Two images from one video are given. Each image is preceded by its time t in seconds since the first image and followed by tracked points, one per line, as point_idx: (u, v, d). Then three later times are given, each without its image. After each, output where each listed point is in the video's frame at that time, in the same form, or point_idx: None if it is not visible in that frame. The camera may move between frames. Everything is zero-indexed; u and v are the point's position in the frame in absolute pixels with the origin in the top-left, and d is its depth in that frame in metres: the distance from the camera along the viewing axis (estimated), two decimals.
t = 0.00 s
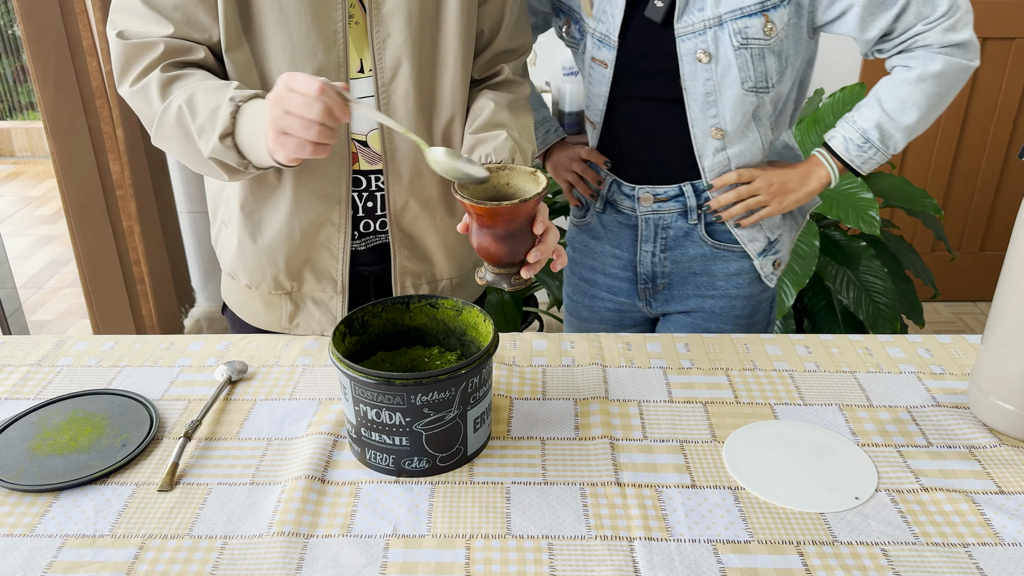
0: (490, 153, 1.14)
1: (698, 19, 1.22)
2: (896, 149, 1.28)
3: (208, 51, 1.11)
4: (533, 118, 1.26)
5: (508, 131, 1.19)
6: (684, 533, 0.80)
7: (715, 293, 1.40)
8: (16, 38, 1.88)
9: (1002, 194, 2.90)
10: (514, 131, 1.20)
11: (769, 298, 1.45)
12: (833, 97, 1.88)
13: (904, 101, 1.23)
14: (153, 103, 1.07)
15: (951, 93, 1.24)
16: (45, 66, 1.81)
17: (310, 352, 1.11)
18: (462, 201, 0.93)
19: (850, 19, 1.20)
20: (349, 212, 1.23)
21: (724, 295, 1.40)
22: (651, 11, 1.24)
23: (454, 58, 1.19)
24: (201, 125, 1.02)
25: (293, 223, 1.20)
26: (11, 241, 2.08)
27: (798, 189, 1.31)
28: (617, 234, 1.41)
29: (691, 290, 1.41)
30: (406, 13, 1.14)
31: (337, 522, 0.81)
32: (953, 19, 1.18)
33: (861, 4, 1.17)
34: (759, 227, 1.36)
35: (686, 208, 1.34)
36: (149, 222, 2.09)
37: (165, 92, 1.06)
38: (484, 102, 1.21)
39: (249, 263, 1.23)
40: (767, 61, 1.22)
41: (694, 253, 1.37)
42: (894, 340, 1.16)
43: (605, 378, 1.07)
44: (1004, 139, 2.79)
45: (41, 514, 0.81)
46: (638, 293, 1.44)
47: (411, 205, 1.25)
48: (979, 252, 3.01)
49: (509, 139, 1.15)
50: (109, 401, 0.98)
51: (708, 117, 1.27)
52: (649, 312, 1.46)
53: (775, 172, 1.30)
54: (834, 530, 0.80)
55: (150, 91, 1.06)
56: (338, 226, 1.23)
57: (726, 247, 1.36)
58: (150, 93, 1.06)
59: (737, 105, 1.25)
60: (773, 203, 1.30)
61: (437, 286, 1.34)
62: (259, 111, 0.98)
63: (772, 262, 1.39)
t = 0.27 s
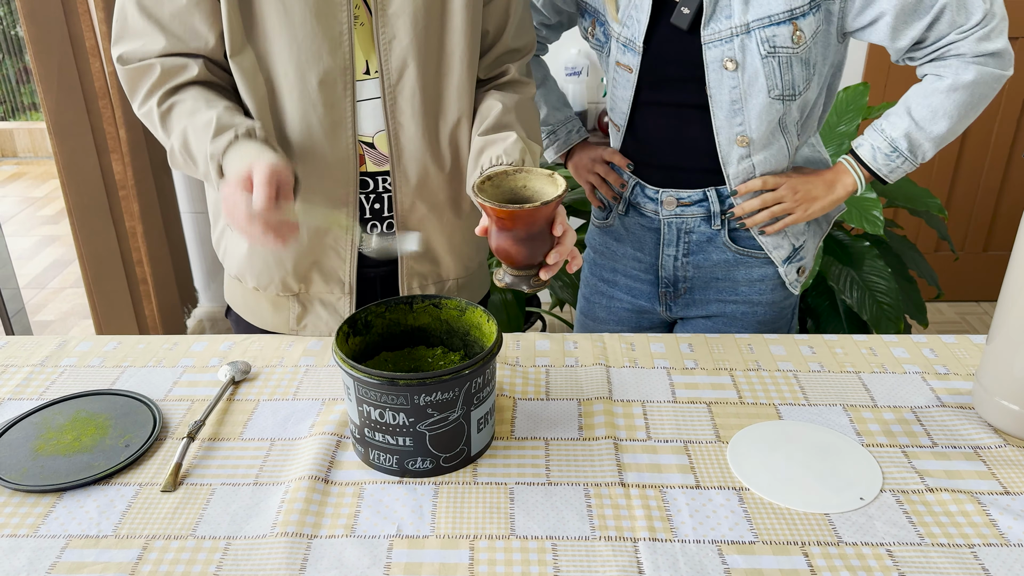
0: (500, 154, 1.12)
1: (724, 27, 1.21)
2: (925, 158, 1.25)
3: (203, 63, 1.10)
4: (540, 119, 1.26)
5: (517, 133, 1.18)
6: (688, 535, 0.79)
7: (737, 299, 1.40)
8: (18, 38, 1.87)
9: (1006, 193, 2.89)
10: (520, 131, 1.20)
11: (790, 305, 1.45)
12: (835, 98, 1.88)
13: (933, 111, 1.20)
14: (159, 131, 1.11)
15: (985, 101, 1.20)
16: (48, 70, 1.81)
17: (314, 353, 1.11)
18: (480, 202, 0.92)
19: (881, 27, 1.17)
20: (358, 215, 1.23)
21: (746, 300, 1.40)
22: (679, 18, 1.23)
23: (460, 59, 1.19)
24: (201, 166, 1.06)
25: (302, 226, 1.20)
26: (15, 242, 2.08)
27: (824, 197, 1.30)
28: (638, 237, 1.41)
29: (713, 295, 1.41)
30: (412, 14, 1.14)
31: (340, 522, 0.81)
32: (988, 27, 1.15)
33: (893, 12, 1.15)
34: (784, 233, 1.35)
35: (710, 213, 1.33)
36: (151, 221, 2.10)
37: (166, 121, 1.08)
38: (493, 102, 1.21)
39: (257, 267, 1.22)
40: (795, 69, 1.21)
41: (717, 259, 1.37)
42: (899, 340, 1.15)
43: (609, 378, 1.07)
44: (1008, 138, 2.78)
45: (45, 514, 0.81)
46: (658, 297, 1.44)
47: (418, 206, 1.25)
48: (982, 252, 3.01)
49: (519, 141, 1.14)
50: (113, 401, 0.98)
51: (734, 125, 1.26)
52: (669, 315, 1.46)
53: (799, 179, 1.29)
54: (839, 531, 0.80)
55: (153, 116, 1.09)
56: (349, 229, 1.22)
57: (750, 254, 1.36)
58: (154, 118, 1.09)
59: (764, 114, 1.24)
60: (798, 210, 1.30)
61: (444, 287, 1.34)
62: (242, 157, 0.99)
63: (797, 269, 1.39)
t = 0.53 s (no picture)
0: (500, 156, 1.12)
1: (724, 26, 1.21)
2: (923, 158, 1.26)
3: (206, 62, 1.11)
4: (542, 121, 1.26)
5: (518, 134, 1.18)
6: (691, 536, 0.79)
7: (735, 302, 1.40)
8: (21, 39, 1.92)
9: (1009, 193, 2.88)
10: (522, 132, 1.19)
11: (789, 308, 1.45)
12: (839, 97, 1.88)
13: (932, 111, 1.21)
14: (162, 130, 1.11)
15: (982, 100, 1.21)
16: (52, 72, 1.79)
17: (316, 354, 1.11)
18: (476, 207, 0.92)
19: (880, 28, 1.17)
20: (359, 215, 1.22)
21: (745, 302, 1.40)
22: (678, 16, 1.23)
23: (462, 60, 1.19)
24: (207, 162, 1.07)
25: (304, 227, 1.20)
26: (17, 243, 2.08)
27: (822, 198, 1.30)
28: (637, 239, 1.40)
29: (711, 299, 1.40)
30: (413, 15, 1.14)
31: (342, 525, 0.80)
32: (986, 27, 1.16)
33: (893, 13, 1.15)
34: (782, 235, 1.35)
35: (708, 215, 1.33)
36: (154, 222, 2.13)
37: (170, 119, 1.09)
38: (494, 103, 1.21)
39: (260, 267, 1.22)
40: (793, 69, 1.21)
41: (716, 261, 1.36)
42: (903, 341, 1.15)
43: (612, 379, 1.07)
44: (1011, 137, 2.78)
45: (46, 516, 0.80)
46: (656, 299, 1.43)
47: (420, 208, 1.25)
48: (986, 252, 3.00)
49: (520, 141, 1.14)
50: (114, 403, 0.98)
51: (733, 125, 1.26)
52: (666, 318, 1.45)
53: (798, 181, 1.29)
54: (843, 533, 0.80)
55: (156, 117, 1.10)
56: (352, 231, 1.22)
57: (748, 255, 1.35)
58: (157, 121, 1.10)
59: (763, 114, 1.24)
60: (797, 211, 1.30)
61: (447, 288, 1.34)
62: (252, 146, 1.01)
63: (795, 271, 1.39)
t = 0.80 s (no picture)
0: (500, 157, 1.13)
1: (704, 23, 1.21)
2: (902, 153, 1.26)
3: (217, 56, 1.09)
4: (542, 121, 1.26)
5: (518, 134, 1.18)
6: (694, 539, 0.79)
7: (719, 298, 1.40)
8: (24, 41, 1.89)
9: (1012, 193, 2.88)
10: (522, 133, 1.19)
11: (772, 304, 1.45)
12: (841, 97, 1.87)
13: (910, 105, 1.22)
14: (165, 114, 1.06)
15: (958, 97, 1.23)
16: (53, 74, 1.80)
17: (318, 355, 1.11)
18: (474, 203, 0.92)
19: (859, 23, 1.19)
20: (360, 217, 1.22)
21: (728, 299, 1.40)
22: (658, 14, 1.22)
23: (463, 61, 1.19)
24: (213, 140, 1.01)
25: (306, 229, 1.20)
26: (20, 244, 2.08)
27: (802, 194, 1.30)
28: (619, 237, 1.39)
29: (695, 295, 1.40)
30: (415, 16, 1.14)
31: (344, 527, 0.80)
32: (961, 23, 1.18)
33: (872, 8, 1.17)
34: (764, 231, 1.35)
35: (690, 212, 1.33)
36: (155, 224, 2.12)
37: (177, 104, 1.05)
38: (494, 103, 1.20)
39: (261, 269, 1.22)
40: (774, 65, 1.22)
41: (699, 257, 1.36)
42: (906, 342, 1.15)
43: (614, 381, 1.07)
44: (1015, 137, 2.77)
45: (47, 519, 0.80)
46: (641, 297, 1.43)
47: (421, 208, 1.25)
48: (989, 252, 2.99)
49: (519, 142, 1.14)
50: (116, 405, 0.98)
51: (714, 122, 1.25)
52: (651, 314, 1.45)
53: (779, 176, 1.29)
54: (846, 536, 0.79)
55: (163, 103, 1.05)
56: (351, 232, 1.22)
57: (730, 251, 1.36)
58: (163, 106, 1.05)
59: (743, 110, 1.24)
60: (778, 207, 1.29)
61: (448, 289, 1.34)
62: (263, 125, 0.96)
63: (777, 266, 1.39)
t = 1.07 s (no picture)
0: (504, 157, 1.12)
1: (688, 21, 1.20)
2: (885, 145, 1.28)
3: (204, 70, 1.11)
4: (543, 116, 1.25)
5: (521, 134, 1.18)
6: (695, 541, 0.78)
7: (709, 295, 1.40)
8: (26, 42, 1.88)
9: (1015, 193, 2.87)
10: (525, 133, 1.19)
11: (761, 297, 1.46)
12: (842, 97, 1.86)
13: (893, 98, 1.23)
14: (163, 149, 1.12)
15: (940, 87, 1.24)
16: (54, 75, 1.80)
17: (318, 357, 1.11)
18: (481, 207, 0.91)
19: (841, 19, 1.18)
20: (363, 220, 1.22)
21: (718, 295, 1.40)
22: (642, 13, 1.21)
23: (464, 62, 1.19)
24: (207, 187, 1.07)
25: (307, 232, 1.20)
26: (22, 245, 2.08)
27: (789, 187, 1.31)
28: (609, 237, 1.39)
29: (686, 292, 1.40)
30: (415, 19, 1.14)
31: (344, 530, 0.80)
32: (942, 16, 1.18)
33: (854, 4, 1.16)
34: (751, 226, 1.36)
35: (679, 210, 1.32)
36: (157, 225, 2.11)
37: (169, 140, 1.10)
38: (497, 104, 1.21)
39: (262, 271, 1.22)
40: (758, 61, 1.22)
41: (689, 254, 1.36)
42: (908, 343, 1.14)
43: (615, 382, 1.06)
44: (1017, 137, 2.76)
45: (47, 522, 0.80)
46: (632, 295, 1.43)
47: (424, 211, 1.24)
48: (991, 252, 2.98)
49: (522, 142, 1.14)
50: (116, 407, 0.98)
51: (700, 119, 1.25)
52: (644, 311, 1.45)
53: (765, 171, 1.29)
54: (848, 538, 0.79)
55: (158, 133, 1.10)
56: (354, 235, 1.22)
57: (719, 248, 1.36)
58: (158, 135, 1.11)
59: (729, 107, 1.24)
60: (766, 202, 1.30)
61: (452, 289, 1.34)
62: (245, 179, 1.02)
63: (765, 261, 1.40)
